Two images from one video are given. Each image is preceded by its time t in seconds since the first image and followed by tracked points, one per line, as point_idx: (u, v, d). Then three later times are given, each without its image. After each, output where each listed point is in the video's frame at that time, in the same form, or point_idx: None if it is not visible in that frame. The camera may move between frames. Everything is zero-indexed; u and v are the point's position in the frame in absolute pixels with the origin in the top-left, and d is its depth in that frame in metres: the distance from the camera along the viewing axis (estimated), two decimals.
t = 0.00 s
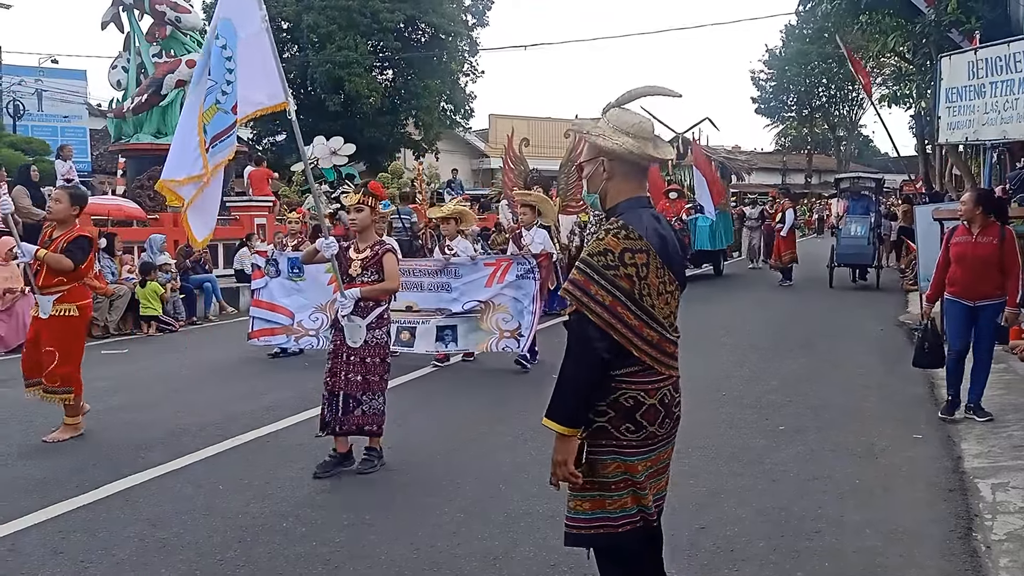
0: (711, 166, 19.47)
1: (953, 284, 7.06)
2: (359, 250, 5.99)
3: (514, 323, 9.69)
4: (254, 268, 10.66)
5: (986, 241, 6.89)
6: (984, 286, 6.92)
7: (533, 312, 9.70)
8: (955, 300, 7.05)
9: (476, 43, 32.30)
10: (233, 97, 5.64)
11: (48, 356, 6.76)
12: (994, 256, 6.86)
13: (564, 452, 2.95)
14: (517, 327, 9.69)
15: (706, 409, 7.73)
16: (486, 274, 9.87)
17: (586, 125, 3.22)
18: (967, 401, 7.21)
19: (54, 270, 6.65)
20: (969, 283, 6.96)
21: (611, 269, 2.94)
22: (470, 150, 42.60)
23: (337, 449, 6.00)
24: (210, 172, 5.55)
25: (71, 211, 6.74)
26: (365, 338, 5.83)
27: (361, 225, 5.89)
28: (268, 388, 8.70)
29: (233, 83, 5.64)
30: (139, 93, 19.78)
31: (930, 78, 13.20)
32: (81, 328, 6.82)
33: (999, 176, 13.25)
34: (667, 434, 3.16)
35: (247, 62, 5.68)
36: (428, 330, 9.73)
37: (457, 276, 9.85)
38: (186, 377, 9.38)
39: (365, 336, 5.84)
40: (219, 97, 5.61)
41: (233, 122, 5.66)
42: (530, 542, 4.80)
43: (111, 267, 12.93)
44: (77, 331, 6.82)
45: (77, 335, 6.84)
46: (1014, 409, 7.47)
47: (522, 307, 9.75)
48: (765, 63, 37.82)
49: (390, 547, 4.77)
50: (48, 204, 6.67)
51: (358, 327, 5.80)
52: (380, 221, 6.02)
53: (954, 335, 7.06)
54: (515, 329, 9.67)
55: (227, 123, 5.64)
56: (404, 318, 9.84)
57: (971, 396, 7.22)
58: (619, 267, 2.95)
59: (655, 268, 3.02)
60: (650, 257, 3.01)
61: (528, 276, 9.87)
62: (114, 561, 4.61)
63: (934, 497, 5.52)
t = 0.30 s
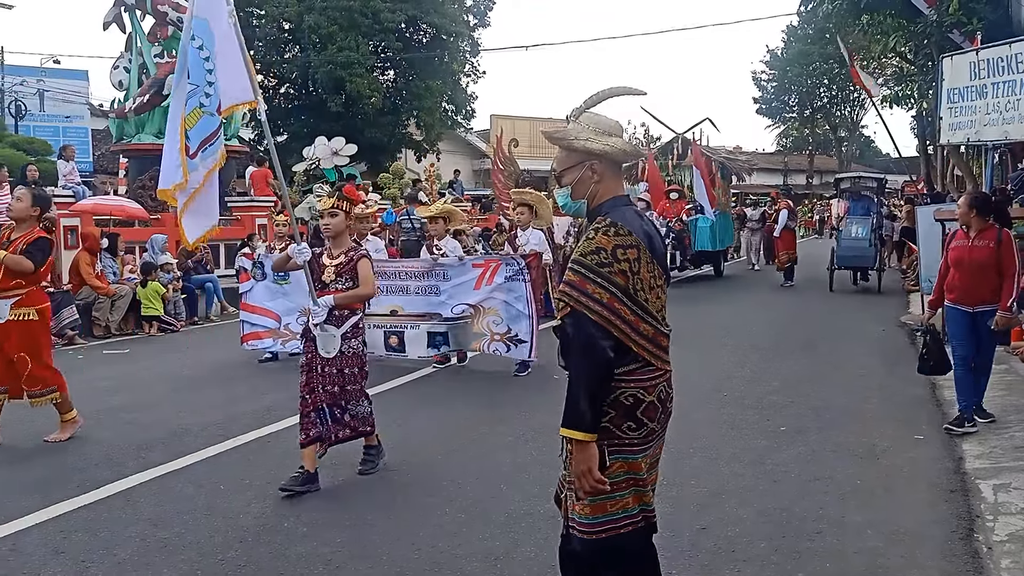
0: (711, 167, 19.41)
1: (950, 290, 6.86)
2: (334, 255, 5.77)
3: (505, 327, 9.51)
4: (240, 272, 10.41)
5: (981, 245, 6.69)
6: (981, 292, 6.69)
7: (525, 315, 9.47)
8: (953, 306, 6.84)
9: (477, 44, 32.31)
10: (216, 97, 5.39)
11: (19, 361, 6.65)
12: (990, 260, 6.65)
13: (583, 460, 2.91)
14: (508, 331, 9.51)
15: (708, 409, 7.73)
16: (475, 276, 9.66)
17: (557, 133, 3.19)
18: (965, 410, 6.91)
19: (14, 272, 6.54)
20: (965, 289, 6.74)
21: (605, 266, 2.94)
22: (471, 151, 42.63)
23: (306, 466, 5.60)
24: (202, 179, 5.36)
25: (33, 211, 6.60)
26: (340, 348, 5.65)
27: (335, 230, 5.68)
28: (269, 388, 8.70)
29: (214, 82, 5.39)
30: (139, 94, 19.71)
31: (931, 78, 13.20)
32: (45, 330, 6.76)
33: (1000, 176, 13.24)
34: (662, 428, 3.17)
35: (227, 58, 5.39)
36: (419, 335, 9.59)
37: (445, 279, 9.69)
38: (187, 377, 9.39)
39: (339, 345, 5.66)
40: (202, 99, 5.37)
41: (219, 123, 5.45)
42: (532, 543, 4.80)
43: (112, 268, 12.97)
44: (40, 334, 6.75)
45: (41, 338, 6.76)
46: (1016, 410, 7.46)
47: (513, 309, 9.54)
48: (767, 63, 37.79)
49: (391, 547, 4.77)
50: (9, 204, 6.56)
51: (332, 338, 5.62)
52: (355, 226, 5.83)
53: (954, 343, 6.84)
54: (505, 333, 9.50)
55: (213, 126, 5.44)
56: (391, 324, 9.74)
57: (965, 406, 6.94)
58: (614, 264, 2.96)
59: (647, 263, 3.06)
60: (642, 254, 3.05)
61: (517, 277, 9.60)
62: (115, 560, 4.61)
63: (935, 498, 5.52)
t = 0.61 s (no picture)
0: (711, 171, 19.60)
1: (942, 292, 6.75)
2: (304, 254, 5.54)
3: (495, 332, 9.35)
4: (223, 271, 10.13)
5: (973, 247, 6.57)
6: (974, 295, 6.57)
7: (515, 319, 9.35)
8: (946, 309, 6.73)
9: (478, 44, 32.34)
10: (198, 82, 5.43)
11: None
12: (982, 263, 6.53)
13: (575, 451, 2.88)
14: (497, 336, 9.34)
15: (708, 410, 7.73)
16: (467, 279, 9.49)
17: (531, 140, 3.19)
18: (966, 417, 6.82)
19: None
20: (957, 291, 6.63)
21: (589, 263, 2.98)
22: (472, 151, 42.64)
23: (306, 471, 5.59)
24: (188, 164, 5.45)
25: None
26: (308, 349, 5.40)
27: (305, 227, 5.51)
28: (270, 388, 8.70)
29: (196, 69, 5.44)
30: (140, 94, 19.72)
31: (932, 78, 13.21)
32: None
33: (1001, 176, 13.23)
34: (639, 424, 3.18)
35: (207, 41, 5.43)
36: (408, 337, 9.49)
37: (437, 281, 9.54)
38: (188, 377, 9.39)
39: (309, 346, 5.40)
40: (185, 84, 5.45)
41: (204, 107, 5.45)
42: (532, 543, 4.80)
43: (113, 268, 12.97)
44: None
45: None
46: (1016, 410, 7.47)
47: (503, 314, 9.39)
48: (768, 63, 37.81)
49: (391, 548, 4.77)
50: None
51: (303, 338, 5.38)
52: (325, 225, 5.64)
53: (946, 345, 6.76)
54: (495, 338, 9.33)
55: (198, 111, 5.45)
56: (381, 326, 9.60)
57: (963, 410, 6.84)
58: (596, 261, 3.00)
59: (625, 262, 3.12)
60: (620, 253, 3.10)
61: (509, 281, 9.45)
62: (116, 560, 4.61)
63: (936, 498, 5.52)
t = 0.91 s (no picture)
0: (710, 167, 19.47)
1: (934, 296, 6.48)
2: (280, 261, 5.09)
3: (487, 339, 9.07)
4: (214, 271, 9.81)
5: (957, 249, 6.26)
6: (959, 299, 6.24)
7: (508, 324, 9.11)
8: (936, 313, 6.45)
9: (478, 44, 32.35)
10: (168, 80, 4.50)
11: None
12: (966, 266, 6.18)
13: (508, 420, 2.98)
14: (489, 343, 9.07)
15: (708, 410, 7.74)
16: (456, 283, 9.17)
17: (506, 135, 3.30)
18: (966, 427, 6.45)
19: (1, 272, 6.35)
20: (941, 295, 6.33)
21: (565, 248, 3.10)
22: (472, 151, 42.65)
23: (305, 472, 5.55)
24: (156, 174, 4.52)
25: None
26: (285, 361, 4.99)
27: (281, 233, 5.03)
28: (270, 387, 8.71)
29: (164, 64, 4.50)
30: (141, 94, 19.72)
31: (933, 78, 13.21)
32: None
33: (1001, 176, 13.22)
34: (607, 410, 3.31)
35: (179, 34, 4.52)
36: (396, 343, 9.17)
37: (425, 285, 9.23)
38: (188, 376, 9.39)
39: (285, 358, 4.98)
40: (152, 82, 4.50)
41: (176, 108, 4.54)
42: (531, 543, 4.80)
43: (113, 268, 12.98)
44: None
45: None
46: (1016, 410, 7.46)
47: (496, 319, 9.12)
48: (767, 63, 37.83)
49: (392, 547, 4.77)
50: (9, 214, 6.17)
51: (279, 349, 4.94)
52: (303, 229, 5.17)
53: (942, 348, 6.48)
54: (487, 346, 9.06)
55: (168, 113, 4.53)
56: (368, 331, 9.27)
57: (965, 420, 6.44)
58: (571, 248, 3.12)
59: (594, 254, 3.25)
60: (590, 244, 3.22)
61: (500, 285, 9.17)
62: (116, 560, 4.61)
63: (936, 498, 5.51)
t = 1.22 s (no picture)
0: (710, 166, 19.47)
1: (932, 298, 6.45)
2: (254, 259, 4.98)
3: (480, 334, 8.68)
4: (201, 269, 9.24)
5: (957, 250, 6.20)
6: (954, 301, 6.19)
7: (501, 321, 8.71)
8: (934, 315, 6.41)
9: (478, 44, 32.34)
10: (110, 58, 4.45)
11: None
12: (965, 267, 6.13)
13: (475, 399, 3.04)
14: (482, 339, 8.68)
15: (708, 409, 7.74)
16: (447, 281, 8.77)
17: (492, 131, 3.32)
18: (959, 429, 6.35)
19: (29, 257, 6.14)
20: (939, 296, 6.27)
21: (555, 240, 3.16)
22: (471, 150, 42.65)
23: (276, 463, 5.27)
24: (93, 151, 4.46)
25: None
26: (258, 365, 4.85)
27: (255, 230, 4.93)
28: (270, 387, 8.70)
29: (106, 40, 4.46)
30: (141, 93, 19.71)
31: (933, 78, 13.21)
32: None
33: (1001, 176, 13.20)
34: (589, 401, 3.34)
35: (125, 11, 4.48)
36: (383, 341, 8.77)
37: (416, 284, 8.83)
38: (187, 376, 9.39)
39: (258, 361, 4.86)
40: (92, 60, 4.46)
41: (117, 87, 4.49)
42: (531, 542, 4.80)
43: (113, 267, 12.99)
44: None
45: None
46: (1016, 410, 7.46)
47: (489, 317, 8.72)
48: (767, 64, 37.84)
49: (391, 547, 4.77)
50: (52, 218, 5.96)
51: (252, 352, 4.83)
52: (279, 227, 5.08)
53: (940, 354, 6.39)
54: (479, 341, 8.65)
55: (108, 90, 4.47)
56: (354, 331, 8.87)
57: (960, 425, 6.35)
58: (561, 241, 3.18)
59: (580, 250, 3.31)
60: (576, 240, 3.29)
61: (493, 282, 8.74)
62: (116, 559, 4.61)
63: (936, 498, 5.51)
